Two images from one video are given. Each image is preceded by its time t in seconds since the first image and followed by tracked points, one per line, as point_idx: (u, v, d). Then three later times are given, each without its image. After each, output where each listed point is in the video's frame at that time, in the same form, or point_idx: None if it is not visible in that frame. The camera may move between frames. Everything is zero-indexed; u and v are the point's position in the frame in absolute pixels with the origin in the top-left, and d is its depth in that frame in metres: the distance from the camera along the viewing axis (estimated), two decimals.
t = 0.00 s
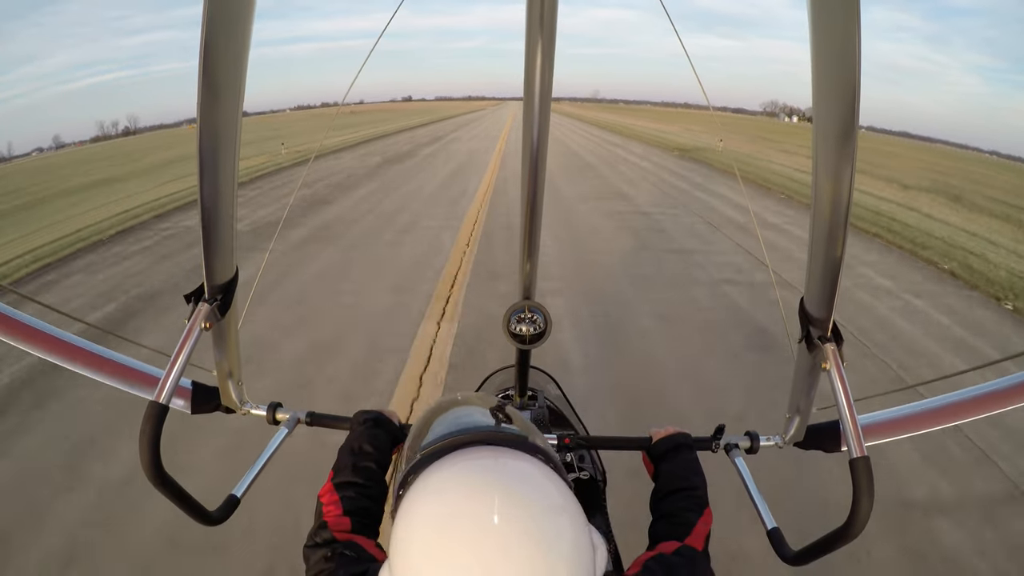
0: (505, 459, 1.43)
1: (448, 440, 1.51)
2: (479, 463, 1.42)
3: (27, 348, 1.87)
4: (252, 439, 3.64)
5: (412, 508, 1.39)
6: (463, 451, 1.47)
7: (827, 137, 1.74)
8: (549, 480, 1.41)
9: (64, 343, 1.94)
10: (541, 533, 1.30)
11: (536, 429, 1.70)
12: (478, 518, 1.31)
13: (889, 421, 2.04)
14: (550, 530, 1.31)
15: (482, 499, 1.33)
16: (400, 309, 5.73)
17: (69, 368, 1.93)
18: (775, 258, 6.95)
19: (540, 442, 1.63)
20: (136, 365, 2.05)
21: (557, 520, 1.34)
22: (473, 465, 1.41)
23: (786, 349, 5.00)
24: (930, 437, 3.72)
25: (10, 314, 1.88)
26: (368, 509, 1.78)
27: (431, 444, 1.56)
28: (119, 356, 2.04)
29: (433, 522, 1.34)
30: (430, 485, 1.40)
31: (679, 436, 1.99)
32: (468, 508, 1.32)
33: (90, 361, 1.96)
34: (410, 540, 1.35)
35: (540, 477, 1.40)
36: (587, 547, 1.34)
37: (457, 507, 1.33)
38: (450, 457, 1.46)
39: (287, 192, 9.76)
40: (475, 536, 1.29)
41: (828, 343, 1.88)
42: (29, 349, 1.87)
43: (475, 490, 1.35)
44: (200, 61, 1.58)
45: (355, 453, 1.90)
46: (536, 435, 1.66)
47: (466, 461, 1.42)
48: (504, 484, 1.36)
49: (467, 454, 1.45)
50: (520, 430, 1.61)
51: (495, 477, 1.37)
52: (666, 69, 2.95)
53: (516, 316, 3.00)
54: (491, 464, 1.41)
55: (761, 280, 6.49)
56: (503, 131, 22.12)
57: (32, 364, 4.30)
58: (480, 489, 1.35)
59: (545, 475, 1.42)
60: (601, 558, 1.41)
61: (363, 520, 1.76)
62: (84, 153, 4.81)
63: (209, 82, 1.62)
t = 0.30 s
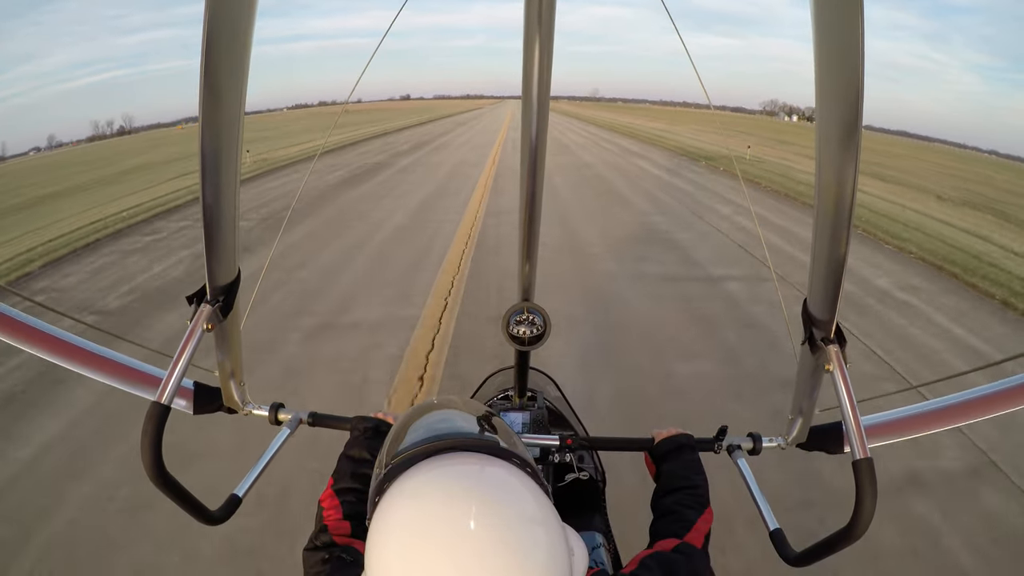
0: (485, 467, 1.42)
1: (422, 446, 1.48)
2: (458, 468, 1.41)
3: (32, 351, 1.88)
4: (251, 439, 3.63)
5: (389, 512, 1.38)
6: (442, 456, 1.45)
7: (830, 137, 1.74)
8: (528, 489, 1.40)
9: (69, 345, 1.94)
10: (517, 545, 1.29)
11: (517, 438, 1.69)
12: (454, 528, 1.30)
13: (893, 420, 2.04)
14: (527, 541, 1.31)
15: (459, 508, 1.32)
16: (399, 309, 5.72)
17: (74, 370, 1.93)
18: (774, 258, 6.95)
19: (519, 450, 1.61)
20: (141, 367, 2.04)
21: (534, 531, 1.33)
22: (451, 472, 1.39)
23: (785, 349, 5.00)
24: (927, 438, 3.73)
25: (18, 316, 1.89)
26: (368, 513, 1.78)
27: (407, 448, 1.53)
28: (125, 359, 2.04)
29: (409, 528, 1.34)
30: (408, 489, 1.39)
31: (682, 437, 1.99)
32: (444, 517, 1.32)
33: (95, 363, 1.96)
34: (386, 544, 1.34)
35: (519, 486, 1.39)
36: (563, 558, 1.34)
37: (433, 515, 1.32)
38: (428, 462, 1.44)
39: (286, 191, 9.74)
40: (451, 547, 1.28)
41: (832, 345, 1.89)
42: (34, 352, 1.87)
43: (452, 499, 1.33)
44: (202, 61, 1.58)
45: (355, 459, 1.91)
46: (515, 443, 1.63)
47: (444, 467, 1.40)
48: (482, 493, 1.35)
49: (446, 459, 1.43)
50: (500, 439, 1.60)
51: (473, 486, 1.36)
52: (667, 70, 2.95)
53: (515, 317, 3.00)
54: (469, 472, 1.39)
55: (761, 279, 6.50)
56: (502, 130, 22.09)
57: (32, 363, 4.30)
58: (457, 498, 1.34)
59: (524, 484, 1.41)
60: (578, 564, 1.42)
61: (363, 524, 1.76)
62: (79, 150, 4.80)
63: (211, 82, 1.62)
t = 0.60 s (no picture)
0: (492, 463, 1.42)
1: (431, 443, 1.49)
2: (465, 464, 1.41)
3: (34, 352, 1.88)
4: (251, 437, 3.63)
5: (397, 509, 1.38)
6: (449, 453, 1.46)
7: (831, 137, 1.74)
8: (535, 485, 1.40)
9: (71, 346, 1.94)
10: (526, 540, 1.30)
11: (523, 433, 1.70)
12: (463, 524, 1.30)
13: (890, 418, 2.04)
14: (535, 536, 1.31)
15: (468, 504, 1.32)
16: (398, 309, 5.72)
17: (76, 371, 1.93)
18: (774, 258, 6.95)
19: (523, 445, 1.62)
20: (143, 368, 2.04)
21: (542, 526, 1.33)
22: (459, 468, 1.40)
23: (784, 349, 5.01)
24: (928, 437, 3.74)
25: (20, 316, 1.90)
26: (370, 516, 1.78)
27: (414, 446, 1.54)
28: (126, 359, 2.04)
29: (417, 525, 1.33)
30: (416, 486, 1.40)
31: (683, 435, 1.99)
32: (453, 513, 1.32)
33: (96, 364, 1.96)
34: (394, 541, 1.34)
35: (527, 482, 1.40)
36: (572, 553, 1.34)
37: (442, 511, 1.33)
38: (436, 458, 1.45)
39: (286, 191, 9.74)
40: (460, 542, 1.28)
41: (832, 343, 1.89)
42: (36, 353, 1.88)
43: (460, 494, 1.34)
44: (202, 59, 1.58)
45: (357, 462, 1.92)
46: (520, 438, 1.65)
47: (452, 464, 1.41)
48: (490, 488, 1.35)
49: (454, 456, 1.44)
50: (505, 433, 1.61)
51: (481, 482, 1.36)
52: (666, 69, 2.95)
53: (515, 317, 3.00)
54: (476, 468, 1.40)
55: (760, 280, 6.50)
56: (502, 130, 22.09)
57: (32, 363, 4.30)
58: (465, 493, 1.34)
59: (531, 479, 1.41)
60: (586, 561, 1.42)
61: (366, 526, 1.76)
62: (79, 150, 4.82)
63: (211, 80, 1.62)
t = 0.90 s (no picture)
0: (499, 462, 1.43)
1: (439, 442, 1.50)
2: (472, 463, 1.42)
3: (30, 351, 1.86)
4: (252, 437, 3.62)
5: (404, 508, 1.38)
6: (457, 451, 1.47)
7: (837, 139, 1.74)
8: (542, 485, 1.40)
9: (67, 346, 1.93)
10: (533, 539, 1.29)
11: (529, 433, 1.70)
12: (471, 522, 1.30)
13: (893, 416, 2.04)
14: (543, 536, 1.31)
15: (475, 502, 1.32)
16: (398, 310, 5.71)
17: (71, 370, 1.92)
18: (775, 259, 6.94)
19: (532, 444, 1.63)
20: (137, 368, 2.05)
21: (550, 525, 1.33)
22: (465, 467, 1.40)
23: (784, 349, 5.01)
24: (929, 438, 3.73)
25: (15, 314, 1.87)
26: (377, 518, 1.78)
27: (421, 445, 1.54)
28: (122, 359, 2.04)
29: (425, 523, 1.33)
30: (424, 484, 1.40)
31: (688, 435, 1.98)
32: (461, 511, 1.32)
33: (92, 364, 1.95)
34: (402, 539, 1.34)
35: (534, 481, 1.40)
36: (579, 555, 1.33)
37: (450, 509, 1.33)
38: (444, 457, 1.45)
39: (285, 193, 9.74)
40: (468, 541, 1.28)
41: (839, 342, 1.88)
42: (32, 352, 1.86)
43: (468, 493, 1.34)
44: (208, 60, 1.56)
45: (363, 463, 1.90)
46: (529, 438, 1.65)
47: (459, 463, 1.41)
48: (497, 486, 1.35)
49: (461, 455, 1.44)
50: (512, 433, 1.60)
51: (488, 481, 1.37)
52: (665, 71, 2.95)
53: (516, 317, 3.00)
54: (484, 467, 1.40)
55: (760, 281, 6.49)
56: (501, 132, 22.10)
57: (32, 363, 4.29)
58: (473, 492, 1.34)
59: (538, 479, 1.42)
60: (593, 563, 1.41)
61: (373, 528, 1.76)
62: (81, 151, 4.82)
63: (216, 81, 1.60)
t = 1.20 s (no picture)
0: (501, 462, 1.43)
1: (450, 439, 1.52)
2: (475, 464, 1.42)
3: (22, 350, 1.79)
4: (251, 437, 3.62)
5: (407, 508, 1.38)
6: (461, 452, 1.47)
7: (837, 140, 1.74)
8: (545, 485, 1.40)
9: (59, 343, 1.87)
10: (536, 538, 1.29)
11: (542, 433, 1.70)
12: (474, 521, 1.30)
13: (891, 416, 2.04)
14: (545, 536, 1.31)
15: (479, 502, 1.32)
16: (398, 309, 5.71)
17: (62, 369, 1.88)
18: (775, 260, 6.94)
19: (534, 443, 1.63)
20: (128, 367, 2.04)
21: (552, 526, 1.33)
22: (468, 467, 1.40)
23: (785, 350, 5.00)
24: (928, 439, 3.72)
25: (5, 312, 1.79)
26: (379, 518, 1.79)
27: (428, 445, 1.56)
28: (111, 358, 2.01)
29: (429, 523, 1.33)
30: (427, 484, 1.40)
31: (688, 436, 1.98)
32: (464, 511, 1.32)
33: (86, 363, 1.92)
34: (405, 539, 1.34)
35: (537, 481, 1.40)
36: (582, 555, 1.33)
37: (453, 509, 1.33)
38: (447, 457, 1.45)
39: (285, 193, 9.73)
40: (471, 540, 1.28)
41: (838, 342, 1.87)
42: (25, 351, 1.79)
43: (472, 492, 1.34)
44: (206, 58, 1.55)
45: (361, 464, 1.91)
46: (534, 437, 1.66)
47: (462, 463, 1.41)
48: (500, 485, 1.35)
49: (464, 456, 1.44)
50: (517, 433, 1.61)
51: (491, 482, 1.36)
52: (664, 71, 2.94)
53: (516, 317, 2.99)
54: (487, 466, 1.40)
55: (760, 282, 6.49)
56: (501, 132, 22.08)
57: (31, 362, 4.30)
58: (476, 491, 1.34)
59: (541, 479, 1.41)
60: (597, 563, 1.41)
61: (374, 529, 1.76)
62: (78, 149, 4.82)
63: (215, 80, 1.59)
